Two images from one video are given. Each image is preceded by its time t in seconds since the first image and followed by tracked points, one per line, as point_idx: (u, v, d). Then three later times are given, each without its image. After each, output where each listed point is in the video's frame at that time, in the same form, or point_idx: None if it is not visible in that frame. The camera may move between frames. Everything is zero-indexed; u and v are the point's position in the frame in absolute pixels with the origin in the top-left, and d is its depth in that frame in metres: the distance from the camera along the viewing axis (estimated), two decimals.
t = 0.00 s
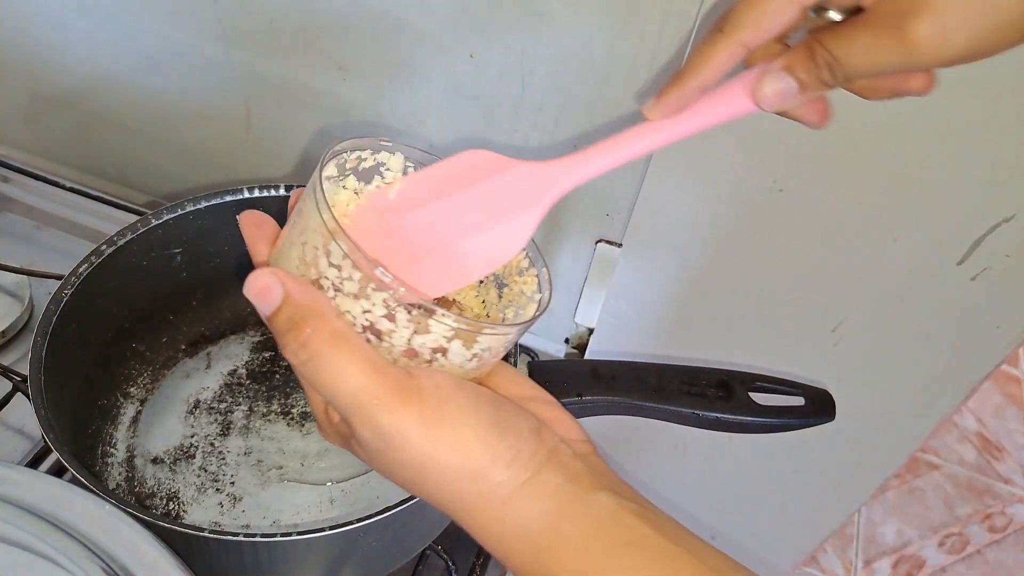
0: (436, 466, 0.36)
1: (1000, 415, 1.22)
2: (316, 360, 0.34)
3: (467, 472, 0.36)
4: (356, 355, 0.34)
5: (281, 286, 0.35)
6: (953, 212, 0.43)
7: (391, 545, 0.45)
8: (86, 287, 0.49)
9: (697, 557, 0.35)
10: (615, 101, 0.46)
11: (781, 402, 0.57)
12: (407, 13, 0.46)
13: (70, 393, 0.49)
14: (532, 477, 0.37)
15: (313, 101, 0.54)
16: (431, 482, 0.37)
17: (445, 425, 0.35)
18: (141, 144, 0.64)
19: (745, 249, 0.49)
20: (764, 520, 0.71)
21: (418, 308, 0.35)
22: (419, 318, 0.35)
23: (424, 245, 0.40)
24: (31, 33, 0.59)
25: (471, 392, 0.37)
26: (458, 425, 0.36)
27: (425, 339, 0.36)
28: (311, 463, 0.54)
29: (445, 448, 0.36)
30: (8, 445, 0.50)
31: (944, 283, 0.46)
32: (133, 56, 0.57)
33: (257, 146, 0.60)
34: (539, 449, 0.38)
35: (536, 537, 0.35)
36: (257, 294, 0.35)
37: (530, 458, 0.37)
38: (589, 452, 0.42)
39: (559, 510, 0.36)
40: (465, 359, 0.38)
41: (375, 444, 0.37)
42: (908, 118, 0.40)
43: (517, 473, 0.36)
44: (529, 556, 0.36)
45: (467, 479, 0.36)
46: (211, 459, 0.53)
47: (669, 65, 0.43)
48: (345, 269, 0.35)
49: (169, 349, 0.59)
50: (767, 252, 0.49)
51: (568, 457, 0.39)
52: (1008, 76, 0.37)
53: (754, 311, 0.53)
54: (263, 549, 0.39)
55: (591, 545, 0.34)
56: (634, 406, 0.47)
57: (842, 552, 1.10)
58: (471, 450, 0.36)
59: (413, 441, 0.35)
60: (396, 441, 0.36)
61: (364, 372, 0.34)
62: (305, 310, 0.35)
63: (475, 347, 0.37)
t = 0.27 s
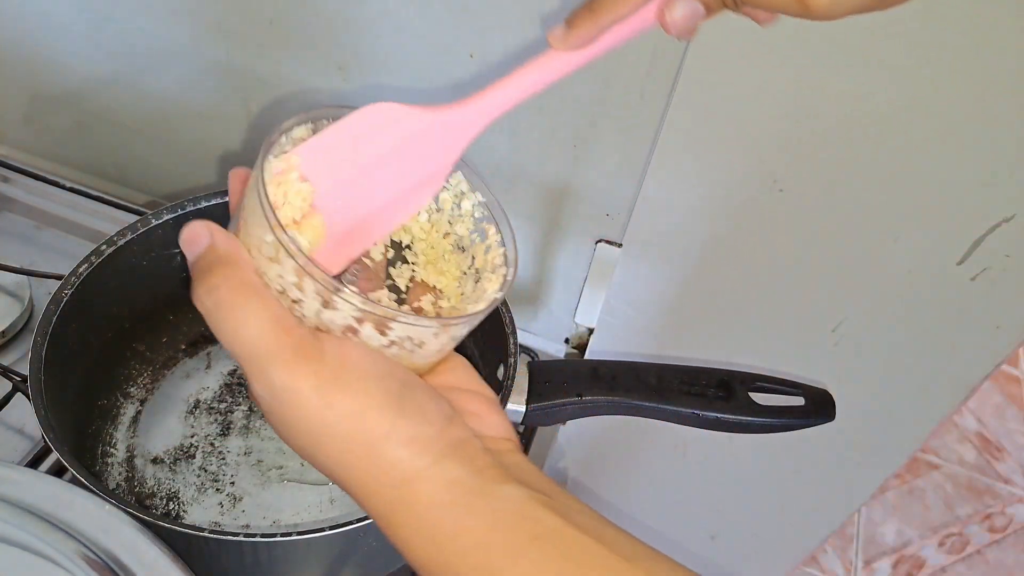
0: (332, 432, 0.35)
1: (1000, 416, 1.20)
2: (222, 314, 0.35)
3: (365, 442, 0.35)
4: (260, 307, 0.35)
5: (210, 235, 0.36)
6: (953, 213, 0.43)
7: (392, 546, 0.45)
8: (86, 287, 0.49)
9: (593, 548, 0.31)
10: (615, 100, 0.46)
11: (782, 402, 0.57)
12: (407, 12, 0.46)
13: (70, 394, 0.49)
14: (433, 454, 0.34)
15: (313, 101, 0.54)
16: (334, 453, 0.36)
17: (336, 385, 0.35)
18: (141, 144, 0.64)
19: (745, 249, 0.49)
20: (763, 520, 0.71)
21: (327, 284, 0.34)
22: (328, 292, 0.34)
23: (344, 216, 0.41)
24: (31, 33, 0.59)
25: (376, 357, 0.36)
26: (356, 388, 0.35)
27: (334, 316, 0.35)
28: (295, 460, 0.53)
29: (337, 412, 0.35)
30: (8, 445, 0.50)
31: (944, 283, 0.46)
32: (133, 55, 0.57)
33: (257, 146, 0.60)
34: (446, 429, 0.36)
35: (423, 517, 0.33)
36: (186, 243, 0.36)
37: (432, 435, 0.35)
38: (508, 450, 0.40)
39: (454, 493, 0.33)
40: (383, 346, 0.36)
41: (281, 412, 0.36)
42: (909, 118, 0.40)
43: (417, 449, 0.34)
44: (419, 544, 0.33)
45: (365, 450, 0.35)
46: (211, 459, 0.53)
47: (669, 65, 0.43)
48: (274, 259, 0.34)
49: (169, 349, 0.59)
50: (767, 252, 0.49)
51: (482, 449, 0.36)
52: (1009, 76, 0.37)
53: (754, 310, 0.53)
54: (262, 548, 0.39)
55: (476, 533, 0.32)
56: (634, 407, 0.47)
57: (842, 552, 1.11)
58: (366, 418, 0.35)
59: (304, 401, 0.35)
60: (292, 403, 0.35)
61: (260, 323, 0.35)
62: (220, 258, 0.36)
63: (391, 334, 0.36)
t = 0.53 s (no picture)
0: (282, 406, 0.36)
1: (1000, 415, 1.18)
2: (196, 275, 0.36)
3: (316, 419, 0.36)
4: (235, 273, 0.36)
5: (205, 208, 0.39)
6: (953, 212, 0.43)
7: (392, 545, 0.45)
8: (86, 287, 0.49)
9: (522, 533, 0.33)
10: (614, 100, 0.46)
11: (782, 402, 0.57)
12: (406, 11, 0.46)
13: (70, 394, 0.49)
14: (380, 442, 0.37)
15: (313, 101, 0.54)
16: (278, 427, 0.37)
17: (298, 361, 0.35)
18: (141, 144, 0.64)
19: (746, 250, 0.49)
20: (763, 519, 0.71)
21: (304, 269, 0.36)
22: (304, 282, 0.36)
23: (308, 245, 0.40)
24: (30, 33, 0.59)
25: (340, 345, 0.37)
26: (317, 369, 0.36)
27: (312, 304, 0.37)
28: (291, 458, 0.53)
29: (293, 389, 0.36)
30: (8, 445, 0.50)
31: (943, 283, 0.46)
32: (132, 55, 0.57)
33: (257, 146, 0.60)
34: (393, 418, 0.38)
35: (360, 493, 0.36)
36: (184, 214, 0.39)
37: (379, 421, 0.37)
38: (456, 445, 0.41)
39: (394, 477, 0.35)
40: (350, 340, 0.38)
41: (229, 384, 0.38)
42: (909, 118, 0.40)
43: (363, 432, 0.37)
44: (359, 521, 0.35)
45: (314, 427, 0.36)
46: (211, 459, 0.53)
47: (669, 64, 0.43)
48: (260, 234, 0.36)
49: (169, 349, 0.59)
50: (767, 252, 0.49)
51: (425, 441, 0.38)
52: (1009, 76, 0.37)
53: (755, 310, 0.53)
54: (262, 548, 0.39)
55: (412, 514, 0.34)
56: (634, 407, 0.47)
57: (842, 552, 1.12)
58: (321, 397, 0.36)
59: (262, 375, 0.36)
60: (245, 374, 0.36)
61: (232, 290, 0.35)
62: (205, 226, 0.37)
63: (359, 327, 0.37)
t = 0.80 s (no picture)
0: (285, 379, 0.36)
1: (1000, 415, 1.17)
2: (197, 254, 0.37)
3: (320, 391, 0.36)
4: (237, 250, 0.36)
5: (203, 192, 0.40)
6: (954, 212, 0.43)
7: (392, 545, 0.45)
8: (86, 287, 0.49)
9: (527, 511, 0.32)
10: (614, 100, 0.46)
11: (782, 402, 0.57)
12: (406, 12, 0.46)
13: (70, 394, 0.49)
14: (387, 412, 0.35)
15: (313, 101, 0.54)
16: (283, 401, 0.37)
17: (300, 333, 0.36)
18: (141, 144, 0.64)
19: (746, 250, 0.49)
20: (764, 519, 0.71)
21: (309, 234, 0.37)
22: (307, 246, 0.37)
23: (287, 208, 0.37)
24: (30, 33, 0.59)
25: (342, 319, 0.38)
26: (321, 339, 0.36)
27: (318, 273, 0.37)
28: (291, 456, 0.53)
29: (298, 361, 0.36)
30: (8, 445, 0.50)
31: (943, 283, 0.46)
32: (132, 55, 0.57)
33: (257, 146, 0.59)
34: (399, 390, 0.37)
35: (366, 462, 0.34)
36: (179, 198, 0.40)
37: (386, 391, 0.36)
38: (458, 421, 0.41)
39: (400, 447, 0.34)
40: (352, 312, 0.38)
41: (233, 358, 0.37)
42: (909, 119, 0.40)
43: (370, 401, 0.36)
44: (362, 491, 0.34)
45: (318, 400, 0.36)
46: (211, 459, 0.53)
47: (669, 65, 0.43)
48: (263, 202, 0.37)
49: (169, 349, 0.59)
50: (768, 252, 0.49)
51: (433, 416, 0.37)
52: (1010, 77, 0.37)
53: (754, 310, 0.53)
54: (263, 548, 0.39)
55: (416, 484, 0.33)
56: (634, 406, 0.47)
57: (842, 552, 1.13)
58: (326, 369, 0.36)
59: (267, 348, 0.36)
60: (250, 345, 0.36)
61: (236, 262, 0.36)
62: (206, 207, 0.38)
63: (363, 297, 0.38)
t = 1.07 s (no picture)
0: (285, 382, 0.32)
1: (1000, 415, 1.19)
2: (181, 249, 0.32)
3: (324, 395, 0.32)
4: (226, 244, 0.32)
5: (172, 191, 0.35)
6: (954, 212, 0.43)
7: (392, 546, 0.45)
8: (86, 287, 0.49)
9: (550, 518, 0.32)
10: (614, 100, 0.46)
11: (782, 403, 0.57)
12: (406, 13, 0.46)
13: (70, 394, 0.49)
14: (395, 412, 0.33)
15: (313, 101, 0.54)
16: (279, 403, 0.33)
17: (308, 332, 0.32)
18: (141, 144, 0.64)
19: (745, 250, 0.49)
20: (764, 519, 0.71)
21: (307, 230, 0.37)
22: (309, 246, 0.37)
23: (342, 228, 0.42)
24: (30, 34, 0.59)
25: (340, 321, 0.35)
26: (330, 338, 0.33)
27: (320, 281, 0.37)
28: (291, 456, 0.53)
29: (295, 360, 0.32)
30: (8, 445, 0.50)
31: (943, 283, 0.46)
32: (132, 55, 0.57)
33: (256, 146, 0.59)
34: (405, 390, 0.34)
35: (375, 475, 0.31)
36: (149, 196, 0.35)
37: (393, 390, 0.33)
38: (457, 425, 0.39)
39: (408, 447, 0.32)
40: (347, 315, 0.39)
41: (218, 358, 0.33)
42: (910, 119, 0.40)
43: (380, 402, 0.33)
44: (373, 508, 0.31)
45: (321, 404, 0.32)
46: (211, 459, 0.53)
47: (669, 65, 0.43)
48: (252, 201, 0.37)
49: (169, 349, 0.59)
50: (768, 252, 0.49)
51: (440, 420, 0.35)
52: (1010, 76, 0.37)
53: (754, 309, 0.53)
54: (262, 548, 0.39)
55: (437, 497, 0.31)
56: (634, 407, 0.47)
57: (842, 552, 1.12)
58: (334, 369, 0.32)
59: (262, 345, 0.32)
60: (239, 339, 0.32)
61: (222, 258, 0.32)
62: (178, 203, 0.33)
63: (357, 298, 0.38)
